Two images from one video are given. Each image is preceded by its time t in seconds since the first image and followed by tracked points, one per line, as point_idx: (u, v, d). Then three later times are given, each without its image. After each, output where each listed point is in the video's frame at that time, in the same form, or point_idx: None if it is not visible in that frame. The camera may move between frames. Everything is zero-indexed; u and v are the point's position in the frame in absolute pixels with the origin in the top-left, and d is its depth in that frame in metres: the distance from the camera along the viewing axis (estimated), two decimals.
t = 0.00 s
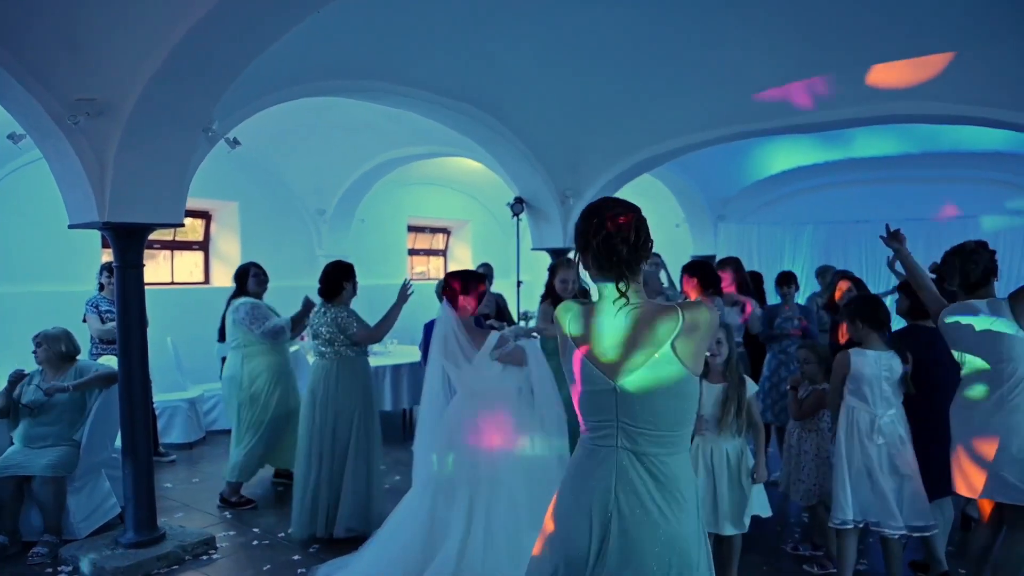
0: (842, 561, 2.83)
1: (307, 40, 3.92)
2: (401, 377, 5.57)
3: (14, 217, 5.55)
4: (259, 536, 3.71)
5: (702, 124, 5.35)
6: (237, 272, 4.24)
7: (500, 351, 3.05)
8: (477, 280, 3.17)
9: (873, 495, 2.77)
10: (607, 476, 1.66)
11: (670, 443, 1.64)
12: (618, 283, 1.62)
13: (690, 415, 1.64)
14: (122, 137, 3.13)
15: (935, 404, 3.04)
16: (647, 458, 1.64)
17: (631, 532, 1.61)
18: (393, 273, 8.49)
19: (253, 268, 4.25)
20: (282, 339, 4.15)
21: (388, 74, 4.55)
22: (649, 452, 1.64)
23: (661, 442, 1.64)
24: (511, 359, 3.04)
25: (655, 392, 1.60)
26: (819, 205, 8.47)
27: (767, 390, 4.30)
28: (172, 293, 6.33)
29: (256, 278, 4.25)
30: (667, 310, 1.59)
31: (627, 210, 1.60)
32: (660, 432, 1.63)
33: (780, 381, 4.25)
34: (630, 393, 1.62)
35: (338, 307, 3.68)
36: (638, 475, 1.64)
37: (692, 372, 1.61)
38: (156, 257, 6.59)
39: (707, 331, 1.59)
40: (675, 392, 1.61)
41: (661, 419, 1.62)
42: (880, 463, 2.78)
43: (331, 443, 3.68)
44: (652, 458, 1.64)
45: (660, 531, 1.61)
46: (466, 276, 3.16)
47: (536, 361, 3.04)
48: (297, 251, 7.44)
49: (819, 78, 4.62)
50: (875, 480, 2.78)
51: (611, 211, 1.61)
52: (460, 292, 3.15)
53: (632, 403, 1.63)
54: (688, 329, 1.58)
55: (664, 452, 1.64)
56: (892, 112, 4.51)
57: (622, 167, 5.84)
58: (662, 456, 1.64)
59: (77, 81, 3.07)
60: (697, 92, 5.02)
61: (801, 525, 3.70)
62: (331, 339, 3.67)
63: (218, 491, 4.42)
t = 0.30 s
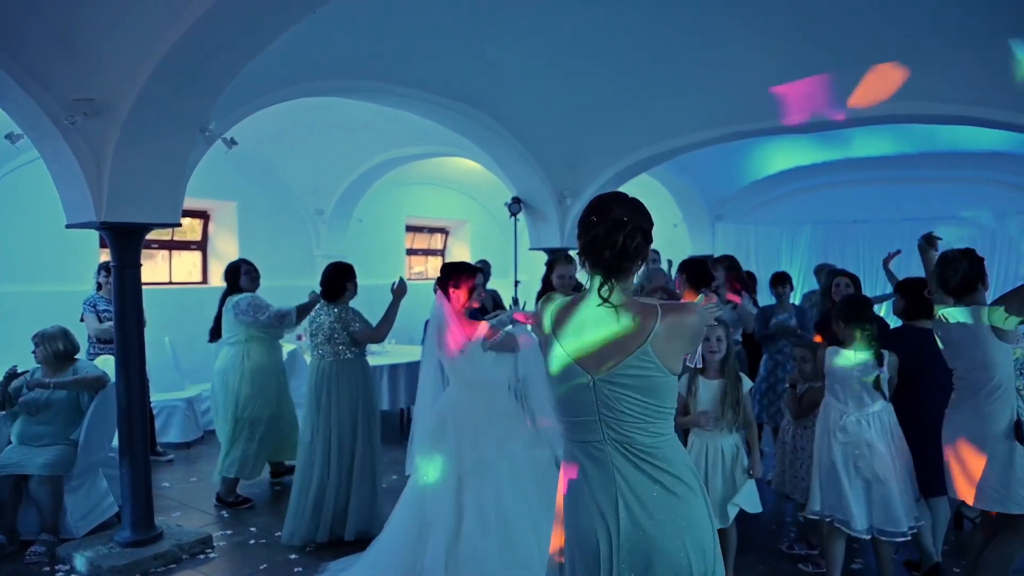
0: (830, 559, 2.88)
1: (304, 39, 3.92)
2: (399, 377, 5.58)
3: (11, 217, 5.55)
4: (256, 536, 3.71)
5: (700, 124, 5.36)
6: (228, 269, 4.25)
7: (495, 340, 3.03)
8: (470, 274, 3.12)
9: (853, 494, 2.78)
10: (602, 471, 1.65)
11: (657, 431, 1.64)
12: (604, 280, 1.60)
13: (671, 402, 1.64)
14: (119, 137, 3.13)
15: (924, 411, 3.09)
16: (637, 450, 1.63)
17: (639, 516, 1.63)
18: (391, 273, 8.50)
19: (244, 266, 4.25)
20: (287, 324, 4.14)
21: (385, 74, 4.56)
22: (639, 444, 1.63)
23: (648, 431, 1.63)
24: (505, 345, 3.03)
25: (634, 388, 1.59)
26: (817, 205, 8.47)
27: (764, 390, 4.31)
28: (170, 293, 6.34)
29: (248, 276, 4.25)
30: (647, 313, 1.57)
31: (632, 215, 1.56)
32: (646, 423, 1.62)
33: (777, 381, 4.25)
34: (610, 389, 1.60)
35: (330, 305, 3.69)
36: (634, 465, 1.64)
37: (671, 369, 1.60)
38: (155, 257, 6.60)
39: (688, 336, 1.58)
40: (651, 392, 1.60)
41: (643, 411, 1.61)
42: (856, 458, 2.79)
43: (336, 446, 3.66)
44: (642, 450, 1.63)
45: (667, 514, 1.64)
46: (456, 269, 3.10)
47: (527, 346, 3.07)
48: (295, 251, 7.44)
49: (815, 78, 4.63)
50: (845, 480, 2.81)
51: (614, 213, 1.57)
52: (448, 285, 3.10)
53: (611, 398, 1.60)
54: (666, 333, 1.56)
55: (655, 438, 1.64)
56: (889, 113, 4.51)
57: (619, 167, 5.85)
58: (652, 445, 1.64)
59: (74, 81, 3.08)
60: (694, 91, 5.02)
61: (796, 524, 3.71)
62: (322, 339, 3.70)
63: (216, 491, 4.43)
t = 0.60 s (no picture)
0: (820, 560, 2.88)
1: (301, 39, 3.93)
2: (397, 376, 5.59)
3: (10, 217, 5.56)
4: (253, 535, 3.73)
5: (698, 124, 5.37)
6: (222, 270, 4.25)
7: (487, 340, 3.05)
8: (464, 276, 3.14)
9: (826, 498, 2.84)
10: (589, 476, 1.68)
11: (637, 435, 1.66)
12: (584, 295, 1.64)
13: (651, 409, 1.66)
14: (116, 137, 3.15)
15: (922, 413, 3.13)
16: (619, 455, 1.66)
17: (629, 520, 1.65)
18: (390, 273, 8.51)
19: (240, 266, 4.26)
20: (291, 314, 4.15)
21: (382, 74, 4.57)
22: (620, 449, 1.66)
23: (629, 436, 1.66)
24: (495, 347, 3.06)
25: (609, 401, 1.61)
26: (814, 205, 8.47)
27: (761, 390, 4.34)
28: (169, 293, 6.35)
29: (243, 275, 4.27)
30: (622, 333, 1.59)
31: (613, 228, 1.60)
32: (625, 430, 1.65)
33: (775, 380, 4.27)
34: (587, 403, 1.62)
35: (330, 305, 3.72)
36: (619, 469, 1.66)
37: (647, 385, 1.62)
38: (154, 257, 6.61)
39: (662, 358, 1.60)
40: (626, 409, 1.62)
41: (622, 419, 1.63)
42: (829, 463, 2.85)
43: (330, 453, 3.66)
44: (623, 455, 1.66)
45: (655, 516, 1.65)
46: (453, 270, 3.11)
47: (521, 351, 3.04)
48: (294, 251, 7.45)
49: (812, 78, 4.64)
50: (817, 484, 2.86)
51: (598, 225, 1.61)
52: (444, 283, 3.11)
53: (590, 411, 1.63)
54: (640, 353, 1.58)
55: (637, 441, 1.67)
56: (886, 112, 4.52)
57: (617, 167, 5.86)
58: (634, 450, 1.66)
59: (71, 82, 3.09)
60: (691, 91, 5.04)
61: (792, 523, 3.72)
62: (322, 339, 3.74)
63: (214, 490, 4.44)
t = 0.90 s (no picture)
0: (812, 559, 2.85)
1: (298, 39, 3.94)
2: (394, 376, 5.61)
3: (6, 217, 5.56)
4: (249, 534, 3.74)
5: (694, 124, 5.39)
6: (218, 274, 4.24)
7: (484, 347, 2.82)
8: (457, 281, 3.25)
9: (817, 495, 2.83)
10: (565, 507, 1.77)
11: (613, 474, 1.72)
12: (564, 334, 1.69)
13: (629, 446, 1.71)
14: (113, 136, 3.15)
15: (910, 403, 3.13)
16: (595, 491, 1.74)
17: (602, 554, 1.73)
18: (388, 273, 8.52)
19: (236, 269, 4.27)
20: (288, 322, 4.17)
21: (379, 75, 4.57)
22: (596, 485, 1.73)
23: (605, 473, 1.72)
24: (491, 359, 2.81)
25: (582, 443, 1.68)
26: (812, 205, 8.48)
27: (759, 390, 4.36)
28: (166, 293, 6.36)
29: (239, 279, 4.27)
30: (597, 377, 1.64)
31: (589, 267, 1.65)
32: (599, 470, 1.72)
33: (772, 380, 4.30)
34: (562, 440, 1.71)
35: (338, 305, 3.74)
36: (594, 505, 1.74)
37: (622, 429, 1.67)
38: (152, 256, 6.62)
39: (636, 402, 1.63)
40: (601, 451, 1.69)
41: (597, 458, 1.70)
42: (820, 460, 2.86)
43: (325, 455, 3.67)
44: (597, 491, 1.73)
45: (622, 552, 1.72)
46: (444, 278, 3.20)
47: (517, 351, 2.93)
48: (292, 251, 7.47)
49: (808, 77, 4.65)
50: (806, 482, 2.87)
51: (575, 263, 1.67)
52: (438, 294, 3.20)
53: (564, 449, 1.72)
54: (614, 399, 1.62)
55: (612, 479, 1.73)
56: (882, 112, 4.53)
57: (614, 167, 5.87)
58: (608, 487, 1.73)
59: (68, 81, 3.09)
60: (687, 91, 5.06)
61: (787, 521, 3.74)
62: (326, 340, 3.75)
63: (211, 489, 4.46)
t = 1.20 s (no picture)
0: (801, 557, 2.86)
1: (293, 39, 3.95)
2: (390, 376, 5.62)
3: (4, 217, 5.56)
4: (245, 533, 3.75)
5: (690, 124, 5.40)
6: (218, 269, 4.26)
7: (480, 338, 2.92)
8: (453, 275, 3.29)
9: (819, 497, 2.78)
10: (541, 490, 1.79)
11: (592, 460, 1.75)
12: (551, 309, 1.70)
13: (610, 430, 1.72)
14: (108, 137, 3.16)
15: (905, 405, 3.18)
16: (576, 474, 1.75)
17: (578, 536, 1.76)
18: (386, 272, 8.53)
19: (236, 264, 4.28)
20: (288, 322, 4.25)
21: (375, 75, 4.58)
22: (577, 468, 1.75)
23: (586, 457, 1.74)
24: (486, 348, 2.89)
25: (566, 421, 1.70)
26: (809, 205, 8.49)
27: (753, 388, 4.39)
28: (164, 292, 6.36)
29: (239, 273, 4.28)
30: (585, 351, 1.64)
31: (568, 241, 1.66)
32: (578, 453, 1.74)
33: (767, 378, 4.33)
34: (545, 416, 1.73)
35: (346, 306, 3.72)
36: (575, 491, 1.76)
37: (604, 406, 1.68)
38: (150, 256, 6.63)
39: (626, 372, 1.64)
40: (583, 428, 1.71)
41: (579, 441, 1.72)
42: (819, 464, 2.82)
43: (324, 452, 3.69)
44: (576, 476, 1.75)
45: (590, 537, 1.75)
46: (438, 271, 3.26)
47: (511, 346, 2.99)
48: (290, 251, 7.48)
49: (803, 78, 4.66)
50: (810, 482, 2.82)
51: (553, 239, 1.67)
52: (432, 286, 3.26)
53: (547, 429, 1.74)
54: (602, 372, 1.63)
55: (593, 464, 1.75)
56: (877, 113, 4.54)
57: (611, 167, 5.88)
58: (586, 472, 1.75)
59: (63, 82, 3.11)
60: (683, 91, 5.07)
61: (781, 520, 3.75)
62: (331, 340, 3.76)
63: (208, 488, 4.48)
